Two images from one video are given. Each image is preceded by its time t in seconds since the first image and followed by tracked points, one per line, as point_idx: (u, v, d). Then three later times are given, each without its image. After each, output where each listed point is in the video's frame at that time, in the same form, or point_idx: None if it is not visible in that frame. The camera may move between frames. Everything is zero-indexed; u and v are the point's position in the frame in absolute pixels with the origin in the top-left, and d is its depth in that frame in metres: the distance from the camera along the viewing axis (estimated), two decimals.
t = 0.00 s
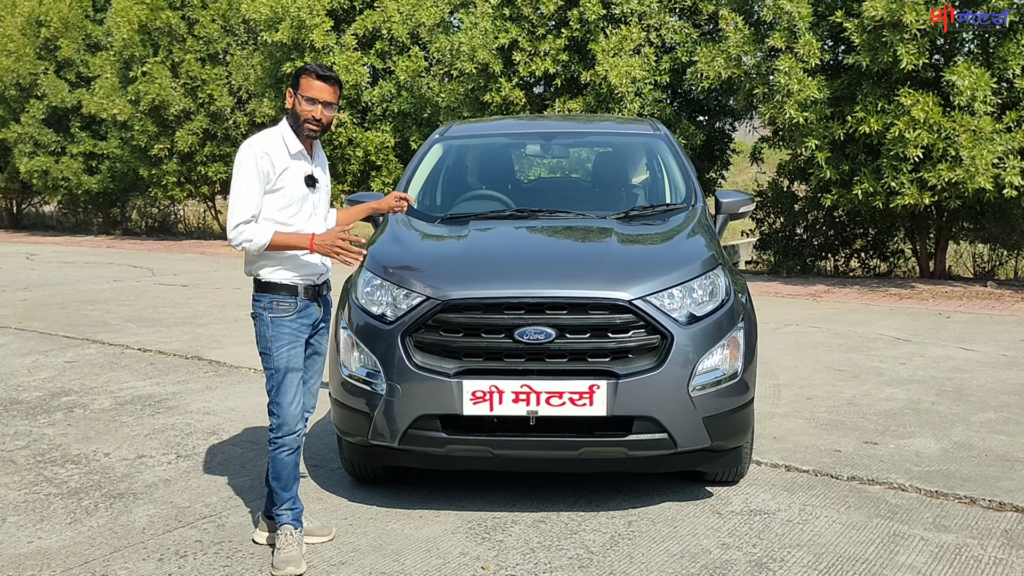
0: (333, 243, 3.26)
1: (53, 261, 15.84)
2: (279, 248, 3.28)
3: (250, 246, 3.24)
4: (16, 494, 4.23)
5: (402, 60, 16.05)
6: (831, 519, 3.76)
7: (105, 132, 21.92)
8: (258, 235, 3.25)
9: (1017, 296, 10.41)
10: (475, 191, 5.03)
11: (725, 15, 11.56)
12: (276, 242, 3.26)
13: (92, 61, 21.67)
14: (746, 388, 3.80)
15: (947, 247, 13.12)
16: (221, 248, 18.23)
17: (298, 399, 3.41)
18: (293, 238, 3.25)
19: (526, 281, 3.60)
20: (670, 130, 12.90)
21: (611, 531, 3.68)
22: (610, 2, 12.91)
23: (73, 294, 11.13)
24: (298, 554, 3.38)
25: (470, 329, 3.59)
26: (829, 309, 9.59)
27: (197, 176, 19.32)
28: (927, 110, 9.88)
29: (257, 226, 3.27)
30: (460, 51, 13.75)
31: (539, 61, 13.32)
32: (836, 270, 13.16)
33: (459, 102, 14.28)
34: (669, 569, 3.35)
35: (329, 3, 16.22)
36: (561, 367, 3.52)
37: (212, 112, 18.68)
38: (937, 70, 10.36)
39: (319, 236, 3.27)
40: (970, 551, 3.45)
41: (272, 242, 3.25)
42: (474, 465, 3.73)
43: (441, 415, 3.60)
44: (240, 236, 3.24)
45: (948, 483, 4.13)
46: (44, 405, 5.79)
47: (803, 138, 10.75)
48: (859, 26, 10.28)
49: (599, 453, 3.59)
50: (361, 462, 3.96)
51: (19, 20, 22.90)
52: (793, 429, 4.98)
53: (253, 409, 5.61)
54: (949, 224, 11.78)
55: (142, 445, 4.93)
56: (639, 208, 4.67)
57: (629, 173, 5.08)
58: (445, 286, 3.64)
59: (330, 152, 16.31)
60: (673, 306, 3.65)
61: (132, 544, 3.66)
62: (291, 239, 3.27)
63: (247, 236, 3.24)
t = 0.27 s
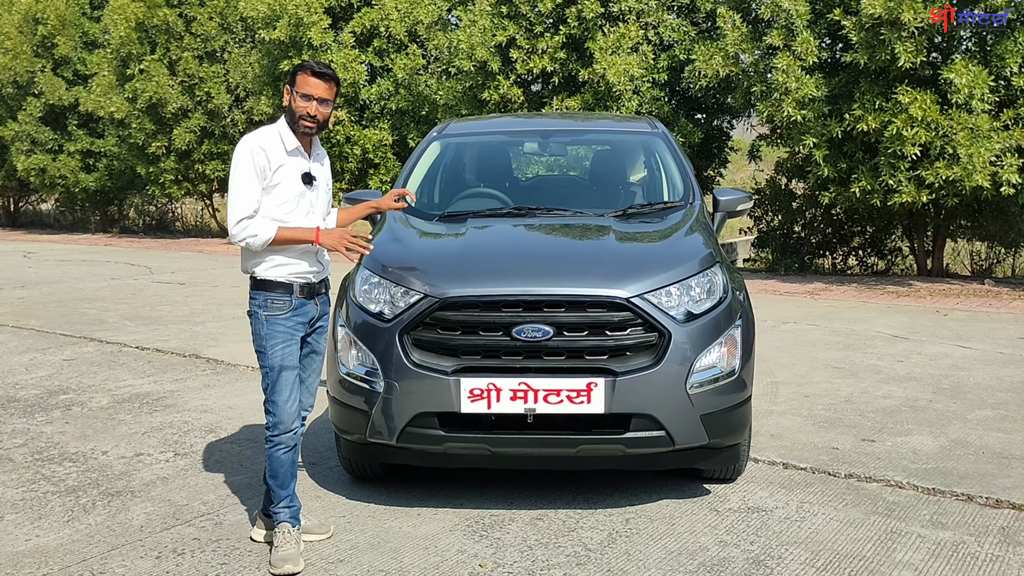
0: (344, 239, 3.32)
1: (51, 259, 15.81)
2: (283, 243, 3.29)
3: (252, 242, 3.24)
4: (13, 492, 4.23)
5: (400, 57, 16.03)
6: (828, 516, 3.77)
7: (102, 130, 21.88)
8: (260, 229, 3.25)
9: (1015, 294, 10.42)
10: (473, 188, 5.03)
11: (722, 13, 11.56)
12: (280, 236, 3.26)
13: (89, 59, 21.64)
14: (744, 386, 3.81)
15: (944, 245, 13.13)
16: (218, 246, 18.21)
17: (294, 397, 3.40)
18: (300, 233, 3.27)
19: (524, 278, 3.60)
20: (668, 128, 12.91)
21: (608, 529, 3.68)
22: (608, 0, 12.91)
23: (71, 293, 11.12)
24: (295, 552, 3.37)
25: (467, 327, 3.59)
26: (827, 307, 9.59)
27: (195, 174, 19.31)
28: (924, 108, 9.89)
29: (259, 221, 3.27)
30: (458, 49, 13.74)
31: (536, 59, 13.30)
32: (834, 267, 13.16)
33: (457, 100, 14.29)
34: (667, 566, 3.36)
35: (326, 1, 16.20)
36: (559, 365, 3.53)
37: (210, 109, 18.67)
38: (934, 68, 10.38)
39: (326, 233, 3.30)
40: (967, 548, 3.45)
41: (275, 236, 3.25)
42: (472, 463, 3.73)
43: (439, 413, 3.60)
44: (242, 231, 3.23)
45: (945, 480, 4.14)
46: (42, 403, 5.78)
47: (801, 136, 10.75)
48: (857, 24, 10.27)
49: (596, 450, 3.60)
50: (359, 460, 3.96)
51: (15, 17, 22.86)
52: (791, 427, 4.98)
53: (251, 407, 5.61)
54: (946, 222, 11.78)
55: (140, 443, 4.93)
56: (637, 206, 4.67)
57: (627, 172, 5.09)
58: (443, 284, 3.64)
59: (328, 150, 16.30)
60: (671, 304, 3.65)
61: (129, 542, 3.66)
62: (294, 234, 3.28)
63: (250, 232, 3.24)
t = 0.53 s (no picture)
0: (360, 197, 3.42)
1: (48, 257, 15.80)
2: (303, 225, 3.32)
3: (273, 233, 3.25)
4: (10, 490, 4.23)
5: (398, 56, 16.02)
6: (824, 514, 3.78)
7: (100, 128, 21.85)
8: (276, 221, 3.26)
9: (1012, 293, 10.44)
10: (470, 187, 5.04)
11: (720, 12, 11.56)
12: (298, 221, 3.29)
13: (87, 57, 21.61)
14: (740, 384, 3.81)
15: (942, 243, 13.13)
16: (216, 244, 18.20)
17: (290, 394, 3.41)
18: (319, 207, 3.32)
19: (519, 277, 3.60)
20: (666, 126, 12.91)
21: (604, 527, 3.68)
22: None
23: (68, 291, 11.11)
24: (291, 549, 3.38)
25: (463, 325, 3.59)
26: (824, 306, 9.60)
27: (192, 172, 19.30)
28: (922, 107, 9.91)
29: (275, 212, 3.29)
30: (456, 47, 13.74)
31: (534, 57, 13.29)
32: (831, 266, 13.17)
33: (455, 99, 14.29)
34: (662, 564, 3.36)
35: None
36: (555, 363, 3.53)
37: (208, 108, 18.67)
38: (932, 67, 10.39)
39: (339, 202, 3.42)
40: (962, 547, 3.46)
41: (294, 221, 3.28)
42: (467, 461, 3.73)
43: (435, 411, 3.61)
44: (259, 226, 3.25)
45: (940, 478, 4.15)
46: (39, 401, 5.78)
47: (799, 135, 10.77)
48: (855, 23, 10.27)
49: (592, 449, 3.60)
50: (355, 458, 3.97)
51: (13, 15, 22.84)
52: (787, 425, 4.99)
53: (248, 405, 5.61)
54: (944, 220, 11.79)
55: (137, 441, 4.93)
56: (634, 205, 4.68)
57: (625, 170, 5.10)
58: (439, 283, 3.64)
59: (325, 148, 16.29)
60: (666, 302, 3.65)
61: (126, 540, 3.66)
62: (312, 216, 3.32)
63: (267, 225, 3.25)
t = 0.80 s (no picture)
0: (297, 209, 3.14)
1: (46, 256, 15.80)
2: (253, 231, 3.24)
3: (230, 232, 3.25)
4: (8, 487, 4.25)
5: (396, 55, 16.04)
6: (818, 511, 3.80)
7: (98, 127, 21.85)
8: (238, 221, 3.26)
9: (1008, 293, 10.47)
10: (467, 186, 5.06)
11: (716, 12, 11.58)
12: (251, 224, 3.22)
13: (85, 56, 21.62)
14: (734, 382, 3.84)
15: (939, 243, 13.16)
16: (214, 243, 18.22)
17: (285, 392, 3.43)
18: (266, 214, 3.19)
19: (515, 275, 3.63)
20: (663, 126, 12.94)
21: (599, 524, 3.71)
22: None
23: (66, 289, 11.12)
24: (289, 546, 3.41)
25: (460, 323, 3.61)
26: (821, 305, 9.63)
27: (191, 171, 19.32)
28: (918, 107, 9.94)
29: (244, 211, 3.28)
30: (453, 46, 13.77)
31: (532, 57, 13.32)
32: (828, 265, 13.21)
33: (452, 98, 14.32)
34: (657, 560, 3.39)
35: None
36: (551, 361, 3.56)
37: (206, 106, 18.69)
38: (928, 67, 10.42)
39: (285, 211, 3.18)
40: (954, 543, 3.49)
41: (248, 224, 3.22)
42: (464, 458, 3.75)
43: (432, 409, 3.63)
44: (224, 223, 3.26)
45: (934, 476, 4.17)
46: (37, 399, 5.80)
47: (795, 134, 10.80)
48: (851, 23, 10.31)
49: (588, 446, 3.63)
50: (352, 456, 3.99)
51: (10, 14, 22.84)
52: (782, 424, 5.01)
53: (246, 403, 5.63)
54: (940, 220, 11.83)
55: (135, 439, 4.95)
56: (630, 204, 4.70)
57: (621, 169, 5.12)
58: (436, 281, 3.66)
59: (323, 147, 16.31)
60: (662, 301, 3.68)
61: (124, 536, 3.68)
62: (263, 221, 3.21)
63: (227, 223, 3.25)
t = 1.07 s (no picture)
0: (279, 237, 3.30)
1: (46, 255, 15.85)
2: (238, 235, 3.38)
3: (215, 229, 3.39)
4: (12, 482, 4.31)
5: (395, 55, 16.10)
6: (809, 505, 3.87)
7: (97, 126, 21.90)
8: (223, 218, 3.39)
9: (1003, 292, 10.53)
10: (465, 186, 5.13)
11: (713, 13, 11.66)
12: (236, 228, 3.36)
13: (84, 56, 21.67)
14: (727, 378, 3.90)
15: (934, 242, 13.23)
16: (214, 242, 18.27)
17: (269, 383, 3.46)
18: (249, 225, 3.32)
19: (512, 274, 3.69)
20: (660, 126, 13.00)
21: (595, 518, 3.78)
22: None
23: (66, 289, 11.17)
24: (277, 538, 3.45)
25: (457, 320, 3.68)
26: (817, 304, 9.69)
27: (190, 170, 19.39)
28: (913, 107, 10.00)
29: (227, 211, 3.41)
30: (452, 47, 13.84)
31: (530, 57, 13.39)
32: (825, 265, 13.27)
33: (451, 98, 14.39)
34: (650, 552, 3.46)
35: None
36: (546, 357, 3.62)
37: (205, 106, 18.76)
38: (923, 68, 10.49)
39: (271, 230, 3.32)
40: (942, 536, 3.56)
41: (232, 227, 3.36)
42: (461, 453, 3.82)
43: (429, 404, 3.69)
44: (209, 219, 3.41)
45: (924, 471, 4.24)
46: (39, 396, 5.86)
47: (792, 134, 10.87)
48: (847, 23, 10.38)
49: (583, 441, 3.69)
50: (351, 451, 4.05)
51: (10, 14, 22.89)
52: (776, 420, 5.08)
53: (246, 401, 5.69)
54: (936, 220, 11.90)
55: (137, 435, 5.01)
56: (625, 204, 4.77)
57: (618, 169, 5.18)
58: (434, 279, 3.73)
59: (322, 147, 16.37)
60: (656, 298, 3.74)
61: (127, 530, 3.75)
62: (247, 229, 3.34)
63: (215, 220, 3.40)
